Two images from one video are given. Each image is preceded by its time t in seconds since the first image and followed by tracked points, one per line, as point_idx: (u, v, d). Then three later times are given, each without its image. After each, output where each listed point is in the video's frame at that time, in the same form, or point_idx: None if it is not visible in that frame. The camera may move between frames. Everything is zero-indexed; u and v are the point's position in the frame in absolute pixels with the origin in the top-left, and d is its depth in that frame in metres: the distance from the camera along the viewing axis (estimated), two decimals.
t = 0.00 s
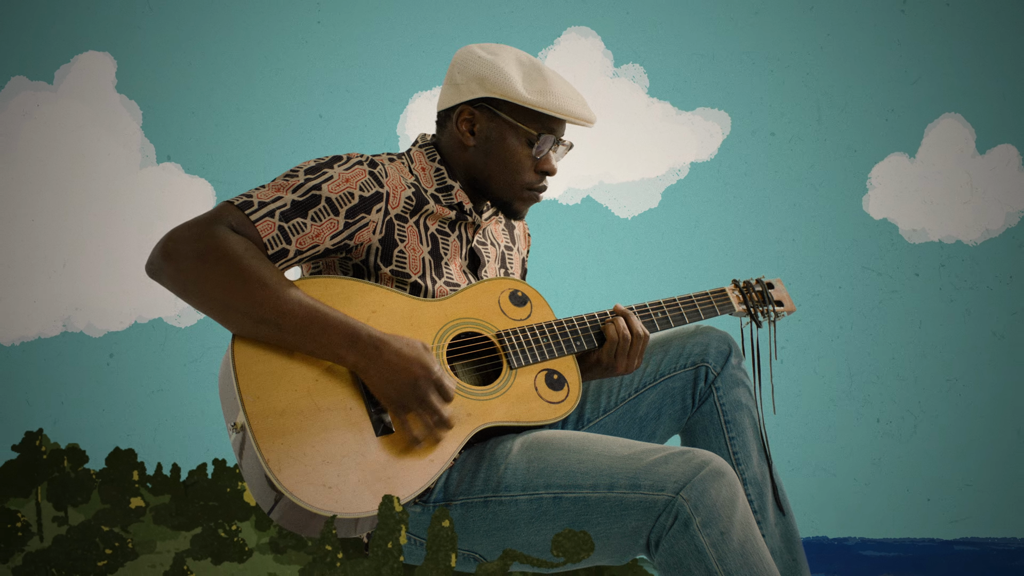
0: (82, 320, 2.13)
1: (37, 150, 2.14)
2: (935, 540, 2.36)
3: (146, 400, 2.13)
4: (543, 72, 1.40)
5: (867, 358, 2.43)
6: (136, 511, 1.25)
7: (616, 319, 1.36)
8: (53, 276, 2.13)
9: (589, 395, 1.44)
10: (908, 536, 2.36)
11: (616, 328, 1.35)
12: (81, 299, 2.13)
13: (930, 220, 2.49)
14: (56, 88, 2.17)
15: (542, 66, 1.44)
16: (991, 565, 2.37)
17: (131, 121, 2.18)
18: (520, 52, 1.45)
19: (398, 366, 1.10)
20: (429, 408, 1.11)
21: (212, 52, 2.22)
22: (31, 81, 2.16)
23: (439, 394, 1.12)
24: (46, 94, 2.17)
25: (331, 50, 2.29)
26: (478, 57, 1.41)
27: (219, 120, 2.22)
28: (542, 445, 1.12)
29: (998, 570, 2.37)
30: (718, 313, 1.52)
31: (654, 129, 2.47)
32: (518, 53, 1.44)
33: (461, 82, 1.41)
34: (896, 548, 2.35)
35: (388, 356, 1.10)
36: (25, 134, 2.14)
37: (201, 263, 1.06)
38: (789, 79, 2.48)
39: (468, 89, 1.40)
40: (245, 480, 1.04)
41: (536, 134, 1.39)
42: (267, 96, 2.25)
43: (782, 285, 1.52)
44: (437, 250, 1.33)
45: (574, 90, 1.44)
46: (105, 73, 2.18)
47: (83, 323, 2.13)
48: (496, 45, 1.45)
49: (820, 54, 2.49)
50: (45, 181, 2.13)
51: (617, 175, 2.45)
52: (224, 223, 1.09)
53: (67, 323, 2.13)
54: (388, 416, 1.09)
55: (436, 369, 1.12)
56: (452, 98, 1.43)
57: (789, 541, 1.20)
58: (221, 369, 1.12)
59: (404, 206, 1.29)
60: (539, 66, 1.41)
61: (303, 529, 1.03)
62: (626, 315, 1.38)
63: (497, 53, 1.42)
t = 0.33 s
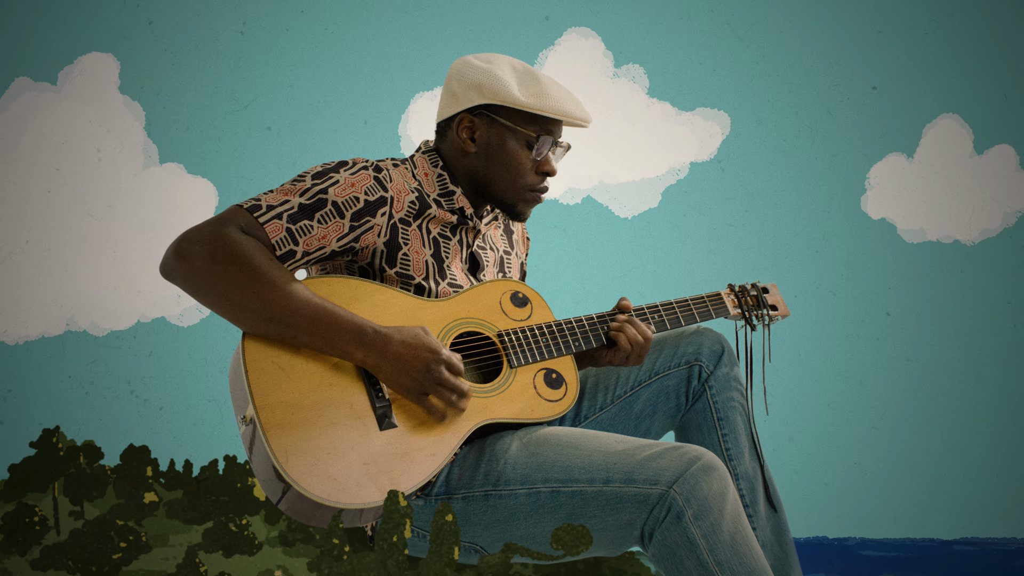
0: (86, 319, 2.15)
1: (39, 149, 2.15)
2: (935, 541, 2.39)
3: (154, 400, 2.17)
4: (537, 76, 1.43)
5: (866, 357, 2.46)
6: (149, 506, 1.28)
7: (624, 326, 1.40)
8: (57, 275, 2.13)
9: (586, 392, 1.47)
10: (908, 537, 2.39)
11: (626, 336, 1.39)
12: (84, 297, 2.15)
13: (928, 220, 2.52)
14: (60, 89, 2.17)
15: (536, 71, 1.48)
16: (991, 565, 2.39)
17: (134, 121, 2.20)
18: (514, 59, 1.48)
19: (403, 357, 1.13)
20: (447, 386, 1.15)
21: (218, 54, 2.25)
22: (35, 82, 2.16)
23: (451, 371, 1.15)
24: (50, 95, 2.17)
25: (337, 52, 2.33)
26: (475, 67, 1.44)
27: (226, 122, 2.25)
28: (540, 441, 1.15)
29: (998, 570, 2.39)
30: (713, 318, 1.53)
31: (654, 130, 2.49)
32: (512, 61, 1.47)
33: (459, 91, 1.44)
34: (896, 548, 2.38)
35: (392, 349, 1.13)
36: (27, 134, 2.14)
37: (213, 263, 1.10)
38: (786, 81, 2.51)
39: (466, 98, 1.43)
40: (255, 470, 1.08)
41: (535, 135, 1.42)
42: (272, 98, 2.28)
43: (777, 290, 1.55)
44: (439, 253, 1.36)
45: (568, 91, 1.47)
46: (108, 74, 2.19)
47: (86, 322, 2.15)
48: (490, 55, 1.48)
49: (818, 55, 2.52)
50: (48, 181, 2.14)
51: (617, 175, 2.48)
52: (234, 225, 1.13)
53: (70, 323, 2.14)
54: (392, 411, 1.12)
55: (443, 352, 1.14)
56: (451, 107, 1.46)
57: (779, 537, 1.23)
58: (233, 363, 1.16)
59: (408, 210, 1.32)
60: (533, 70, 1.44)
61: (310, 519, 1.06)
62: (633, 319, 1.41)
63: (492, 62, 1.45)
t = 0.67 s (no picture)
0: (89, 318, 2.17)
1: (41, 150, 2.17)
2: (935, 540, 2.41)
3: (162, 402, 2.20)
4: (533, 81, 1.45)
5: (865, 356, 2.48)
6: (159, 501, 1.30)
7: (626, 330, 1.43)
8: (60, 274, 2.16)
9: (582, 391, 1.49)
10: (908, 537, 2.41)
11: (630, 339, 1.42)
12: (86, 297, 2.17)
13: (926, 220, 2.54)
14: (64, 90, 2.20)
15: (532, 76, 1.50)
16: (991, 565, 2.41)
17: (137, 122, 2.23)
18: (512, 66, 1.49)
19: (404, 358, 1.15)
20: (443, 390, 1.17)
21: (222, 56, 2.28)
22: (39, 83, 2.18)
23: (449, 374, 1.17)
24: (53, 96, 2.19)
25: (341, 53, 2.35)
26: (472, 74, 1.46)
27: (231, 123, 2.28)
28: (538, 436, 1.18)
29: (997, 570, 2.41)
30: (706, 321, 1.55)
31: (654, 130, 2.52)
32: (510, 67, 1.49)
33: (457, 97, 1.46)
34: (896, 548, 2.40)
35: (396, 350, 1.15)
36: (31, 135, 2.17)
37: (224, 260, 1.13)
38: (785, 81, 2.53)
39: (464, 103, 1.45)
40: (261, 462, 1.11)
41: (532, 139, 1.45)
42: (276, 99, 2.31)
43: (769, 295, 1.55)
44: (441, 254, 1.39)
45: (564, 96, 1.49)
46: (111, 75, 2.22)
47: (89, 321, 2.17)
48: (487, 62, 1.50)
49: (817, 55, 2.54)
50: (51, 182, 2.17)
51: (617, 175, 2.50)
52: (244, 224, 1.15)
53: (73, 322, 2.17)
54: (395, 407, 1.15)
55: (443, 356, 1.17)
56: (450, 113, 1.48)
57: (770, 533, 1.25)
58: (241, 356, 1.19)
59: (412, 212, 1.34)
60: (530, 76, 1.46)
61: (315, 509, 1.09)
62: (636, 325, 1.45)
63: (490, 69, 1.47)
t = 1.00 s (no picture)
0: (93, 317, 2.20)
1: (45, 150, 2.20)
2: (935, 540, 2.43)
3: (167, 403, 2.22)
4: (525, 84, 1.48)
5: (864, 355, 2.50)
6: (166, 497, 1.32)
7: (619, 330, 1.44)
8: (64, 274, 2.19)
9: (576, 388, 1.52)
10: (908, 537, 2.43)
11: (625, 338, 1.43)
12: (90, 296, 2.20)
13: (924, 220, 2.56)
14: (68, 91, 2.23)
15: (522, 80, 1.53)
16: (991, 565, 2.43)
17: (140, 122, 2.25)
18: (504, 71, 1.52)
19: (408, 351, 1.18)
20: (451, 376, 1.20)
21: (227, 57, 2.30)
22: (43, 84, 2.21)
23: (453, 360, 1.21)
24: (57, 97, 2.22)
25: (344, 54, 2.38)
26: (465, 79, 1.48)
27: (235, 123, 2.30)
28: (534, 433, 1.20)
29: (997, 570, 2.42)
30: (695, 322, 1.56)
31: (654, 130, 2.54)
32: (500, 72, 1.52)
33: (452, 103, 1.48)
34: (896, 548, 2.42)
35: (400, 347, 1.18)
36: (35, 136, 2.20)
37: (230, 265, 1.15)
38: (785, 82, 2.55)
39: (459, 108, 1.47)
40: (266, 458, 1.13)
41: (528, 138, 1.48)
42: (280, 99, 2.33)
43: (758, 295, 1.57)
44: (440, 257, 1.41)
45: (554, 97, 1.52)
46: (114, 76, 2.24)
47: (93, 320, 2.20)
48: (478, 68, 1.53)
49: (816, 56, 2.56)
50: (55, 182, 2.20)
51: (618, 175, 2.52)
52: (249, 230, 1.18)
53: (77, 321, 2.19)
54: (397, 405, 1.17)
55: (446, 344, 1.20)
56: (445, 118, 1.50)
57: (757, 527, 1.28)
58: (248, 357, 1.21)
59: (411, 216, 1.36)
60: (521, 79, 1.49)
61: (319, 504, 1.11)
62: (629, 325, 1.46)
63: (482, 73, 1.49)
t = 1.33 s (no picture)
0: (96, 316, 2.22)
1: (49, 151, 2.23)
2: (935, 540, 2.45)
3: (172, 403, 2.24)
4: (514, 86, 1.51)
5: (863, 354, 2.52)
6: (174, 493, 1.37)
7: (612, 330, 1.48)
8: (68, 273, 2.22)
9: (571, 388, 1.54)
10: (908, 537, 2.45)
11: (618, 337, 1.47)
12: (93, 295, 2.22)
13: (922, 220, 2.58)
14: (71, 92, 2.25)
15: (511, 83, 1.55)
16: (991, 565, 2.44)
17: (142, 123, 2.28)
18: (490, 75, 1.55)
19: (404, 353, 1.20)
20: (445, 379, 1.22)
21: (230, 58, 2.33)
22: (46, 85, 2.24)
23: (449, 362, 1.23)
24: (61, 98, 2.25)
25: (346, 57, 2.40)
26: (455, 86, 1.51)
27: (237, 125, 2.33)
28: (530, 431, 1.23)
29: (998, 570, 2.43)
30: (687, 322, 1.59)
31: (654, 129, 2.56)
32: (490, 77, 1.55)
33: (444, 110, 1.51)
34: (896, 548, 2.43)
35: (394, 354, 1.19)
36: (39, 136, 2.22)
37: (232, 269, 1.18)
38: (783, 82, 2.57)
39: (452, 115, 1.49)
40: (269, 457, 1.16)
41: (521, 141, 1.50)
42: (283, 100, 2.36)
43: (749, 294, 1.60)
44: (436, 259, 1.44)
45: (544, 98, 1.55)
46: (117, 77, 2.27)
47: (96, 319, 2.22)
48: (468, 74, 1.56)
49: (815, 57, 2.58)
50: (59, 182, 2.22)
51: (618, 175, 2.55)
52: (249, 234, 1.21)
53: (80, 320, 2.22)
54: (396, 404, 1.20)
55: (443, 346, 1.22)
56: (438, 126, 1.53)
57: (748, 523, 1.29)
58: (250, 359, 1.24)
59: (407, 220, 1.39)
60: (510, 82, 1.52)
61: (322, 502, 1.14)
62: (622, 324, 1.51)
63: (472, 80, 1.52)
